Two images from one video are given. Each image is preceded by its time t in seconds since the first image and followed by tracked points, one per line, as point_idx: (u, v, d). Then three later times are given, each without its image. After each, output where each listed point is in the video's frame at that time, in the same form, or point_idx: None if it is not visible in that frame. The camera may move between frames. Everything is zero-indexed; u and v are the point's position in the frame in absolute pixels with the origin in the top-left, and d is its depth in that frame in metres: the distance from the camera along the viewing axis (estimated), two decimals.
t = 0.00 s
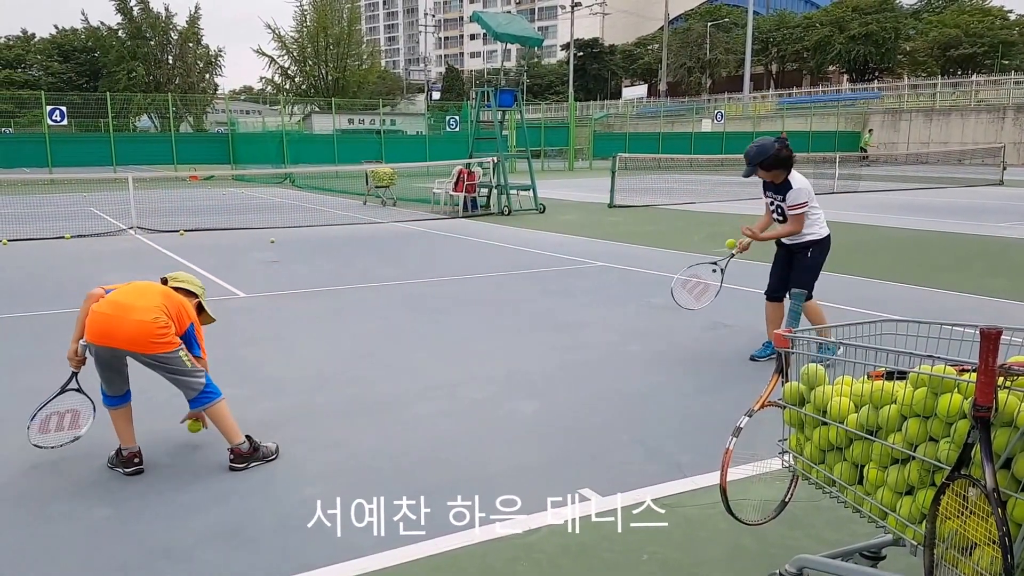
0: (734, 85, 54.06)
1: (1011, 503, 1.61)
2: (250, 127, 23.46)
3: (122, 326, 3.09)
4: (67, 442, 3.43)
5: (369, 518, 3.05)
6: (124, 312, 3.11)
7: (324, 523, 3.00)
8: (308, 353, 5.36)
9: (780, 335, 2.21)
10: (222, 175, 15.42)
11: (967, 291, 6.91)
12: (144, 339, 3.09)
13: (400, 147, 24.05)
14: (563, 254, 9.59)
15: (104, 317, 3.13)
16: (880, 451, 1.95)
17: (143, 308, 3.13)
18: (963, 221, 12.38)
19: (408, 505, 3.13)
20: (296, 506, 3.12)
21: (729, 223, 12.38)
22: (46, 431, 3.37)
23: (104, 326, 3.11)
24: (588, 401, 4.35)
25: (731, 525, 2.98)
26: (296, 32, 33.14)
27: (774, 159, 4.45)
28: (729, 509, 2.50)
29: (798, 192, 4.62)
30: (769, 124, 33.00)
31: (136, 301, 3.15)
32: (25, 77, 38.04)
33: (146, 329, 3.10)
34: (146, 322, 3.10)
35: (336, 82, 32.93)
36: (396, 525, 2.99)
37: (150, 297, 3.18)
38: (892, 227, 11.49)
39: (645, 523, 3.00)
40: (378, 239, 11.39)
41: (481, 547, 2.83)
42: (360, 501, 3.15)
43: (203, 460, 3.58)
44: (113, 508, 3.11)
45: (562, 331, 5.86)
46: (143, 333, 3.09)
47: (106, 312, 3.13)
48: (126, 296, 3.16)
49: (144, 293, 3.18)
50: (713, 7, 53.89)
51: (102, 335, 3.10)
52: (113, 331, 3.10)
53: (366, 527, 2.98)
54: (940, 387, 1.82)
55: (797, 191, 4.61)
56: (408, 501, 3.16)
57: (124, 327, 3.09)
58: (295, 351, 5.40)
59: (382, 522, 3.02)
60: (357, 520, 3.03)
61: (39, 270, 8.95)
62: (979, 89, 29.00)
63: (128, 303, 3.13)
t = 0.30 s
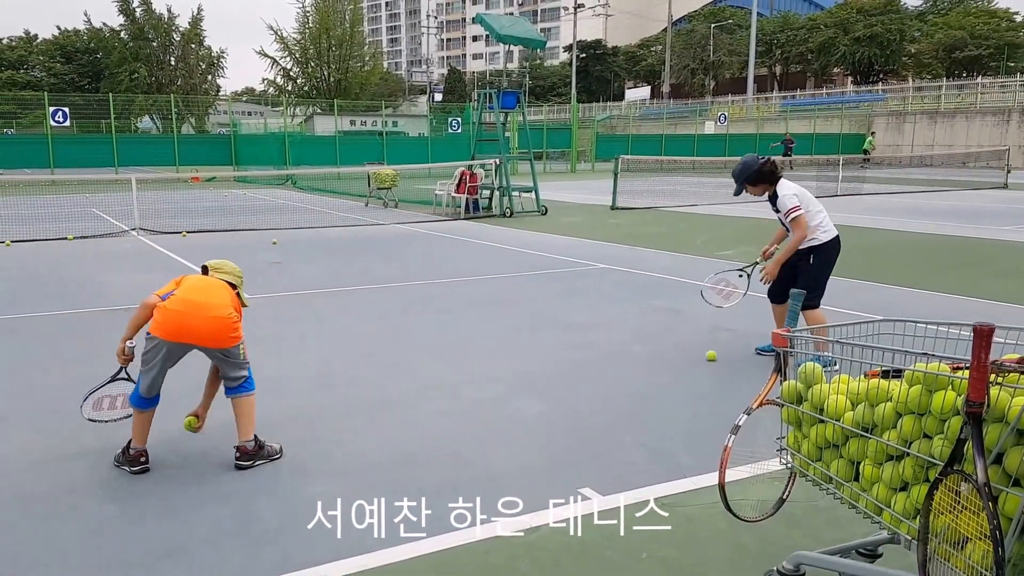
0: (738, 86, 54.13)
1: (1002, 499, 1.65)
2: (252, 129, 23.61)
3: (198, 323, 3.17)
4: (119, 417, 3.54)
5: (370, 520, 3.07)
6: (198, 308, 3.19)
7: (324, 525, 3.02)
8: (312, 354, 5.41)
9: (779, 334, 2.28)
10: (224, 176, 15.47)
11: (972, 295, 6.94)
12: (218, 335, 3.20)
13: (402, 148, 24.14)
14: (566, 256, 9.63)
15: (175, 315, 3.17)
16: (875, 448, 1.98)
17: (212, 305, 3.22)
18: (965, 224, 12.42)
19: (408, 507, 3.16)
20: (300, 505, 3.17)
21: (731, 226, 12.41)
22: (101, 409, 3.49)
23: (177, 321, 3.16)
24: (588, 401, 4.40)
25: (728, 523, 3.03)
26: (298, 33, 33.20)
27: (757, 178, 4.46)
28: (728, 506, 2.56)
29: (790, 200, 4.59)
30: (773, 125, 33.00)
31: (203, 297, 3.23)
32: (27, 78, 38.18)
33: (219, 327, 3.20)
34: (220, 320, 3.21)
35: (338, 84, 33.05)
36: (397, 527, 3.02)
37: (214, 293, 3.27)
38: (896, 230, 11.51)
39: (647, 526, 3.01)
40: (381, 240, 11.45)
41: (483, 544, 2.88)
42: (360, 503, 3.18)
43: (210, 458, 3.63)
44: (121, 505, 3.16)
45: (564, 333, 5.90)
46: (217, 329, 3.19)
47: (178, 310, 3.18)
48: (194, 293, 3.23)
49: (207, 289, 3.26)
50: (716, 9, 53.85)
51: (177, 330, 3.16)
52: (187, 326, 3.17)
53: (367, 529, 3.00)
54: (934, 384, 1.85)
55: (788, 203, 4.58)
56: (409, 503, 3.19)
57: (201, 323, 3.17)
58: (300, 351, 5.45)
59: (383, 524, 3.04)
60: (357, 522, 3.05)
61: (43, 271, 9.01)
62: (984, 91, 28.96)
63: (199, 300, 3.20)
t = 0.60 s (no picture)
0: (746, 91, 54.12)
1: (993, 494, 1.72)
2: (257, 133, 23.94)
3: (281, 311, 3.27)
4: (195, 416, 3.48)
5: (369, 530, 3.08)
6: (277, 290, 3.27)
7: (322, 535, 3.03)
8: (318, 359, 5.47)
9: (780, 335, 2.34)
10: (229, 180, 15.54)
11: (978, 304, 6.97)
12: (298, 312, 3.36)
13: (408, 152, 24.24)
14: (571, 263, 9.69)
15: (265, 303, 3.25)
16: (872, 446, 2.04)
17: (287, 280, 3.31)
18: (973, 232, 12.44)
19: (409, 516, 3.17)
20: (309, 507, 3.24)
21: (737, 233, 12.44)
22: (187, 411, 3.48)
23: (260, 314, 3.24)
24: (591, 406, 4.47)
25: (731, 529, 3.05)
26: (303, 37, 33.32)
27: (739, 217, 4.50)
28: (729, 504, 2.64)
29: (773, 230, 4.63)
30: (782, 131, 32.97)
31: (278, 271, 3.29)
32: (30, 81, 38.40)
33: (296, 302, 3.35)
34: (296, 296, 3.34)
35: (343, 88, 33.18)
36: (397, 537, 3.02)
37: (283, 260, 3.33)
38: (903, 239, 11.52)
39: (655, 540, 2.99)
40: (385, 245, 11.52)
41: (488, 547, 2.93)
42: (360, 512, 3.18)
43: (220, 460, 3.71)
44: (135, 505, 3.25)
45: (568, 339, 5.95)
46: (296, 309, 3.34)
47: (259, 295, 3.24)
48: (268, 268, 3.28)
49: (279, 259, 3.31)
50: (724, 14, 53.79)
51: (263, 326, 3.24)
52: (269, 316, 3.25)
53: (366, 540, 3.00)
54: (928, 382, 1.91)
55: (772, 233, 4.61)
56: (409, 513, 3.19)
57: (279, 309, 3.28)
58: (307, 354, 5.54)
59: (383, 534, 3.04)
60: (357, 532, 3.06)
61: (50, 274, 9.09)
62: (996, 97, 28.87)
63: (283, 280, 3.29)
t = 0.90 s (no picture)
0: (756, 97, 54.09)
1: (986, 493, 1.79)
2: (264, 138, 23.89)
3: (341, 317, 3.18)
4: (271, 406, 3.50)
5: (371, 541, 3.07)
6: (332, 294, 3.16)
7: (324, 546, 3.01)
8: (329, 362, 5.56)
9: (783, 340, 2.40)
10: (236, 186, 15.65)
11: (986, 312, 6.99)
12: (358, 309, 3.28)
13: (416, 157, 24.37)
14: (579, 269, 9.76)
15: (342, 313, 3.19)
16: (872, 447, 2.10)
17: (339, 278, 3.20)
18: (984, 240, 12.44)
19: (412, 528, 3.16)
20: (317, 508, 3.31)
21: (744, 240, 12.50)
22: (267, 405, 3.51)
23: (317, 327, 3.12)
24: (596, 411, 4.53)
25: (737, 533, 3.09)
26: (311, 42, 33.52)
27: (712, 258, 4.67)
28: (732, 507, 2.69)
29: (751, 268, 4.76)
30: (793, 138, 32.97)
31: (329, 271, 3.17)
32: (36, 86, 38.74)
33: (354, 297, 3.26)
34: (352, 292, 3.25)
35: (350, 93, 33.38)
36: (400, 548, 3.02)
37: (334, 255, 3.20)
38: (913, 247, 11.55)
39: (664, 554, 2.95)
40: (392, 250, 11.62)
41: (494, 549, 2.98)
42: (362, 523, 3.18)
43: (231, 462, 3.79)
44: (148, 504, 3.33)
45: (576, 345, 6.03)
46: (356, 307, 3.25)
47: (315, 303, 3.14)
48: (319, 272, 3.15)
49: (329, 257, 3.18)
50: (734, 19, 53.82)
51: (326, 339, 3.14)
52: (330, 328, 3.14)
53: (369, 550, 3.01)
54: (924, 384, 1.97)
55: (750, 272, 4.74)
56: (412, 524, 3.19)
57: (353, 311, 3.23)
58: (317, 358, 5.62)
59: (385, 544, 3.04)
60: (359, 543, 3.05)
61: (61, 279, 9.21)
62: (1010, 103, 28.83)
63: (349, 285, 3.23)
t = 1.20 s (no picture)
0: (767, 103, 54.07)
1: (982, 493, 1.85)
2: (271, 143, 23.95)
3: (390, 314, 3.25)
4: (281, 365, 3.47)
5: (393, 536, 3.14)
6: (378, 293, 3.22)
7: (345, 541, 3.08)
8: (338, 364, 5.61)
9: (783, 344, 2.45)
10: (243, 191, 15.74)
11: (995, 317, 7.01)
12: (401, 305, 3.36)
13: (423, 162, 24.48)
14: (587, 275, 9.81)
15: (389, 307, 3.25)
16: (872, 449, 2.15)
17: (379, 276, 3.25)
18: (994, 247, 12.44)
19: (431, 522, 3.22)
20: (328, 504, 3.38)
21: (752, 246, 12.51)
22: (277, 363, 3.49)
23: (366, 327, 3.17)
24: (603, 412, 4.58)
25: (741, 532, 3.13)
26: (318, 47, 33.63)
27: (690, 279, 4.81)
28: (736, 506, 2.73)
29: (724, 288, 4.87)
30: (804, 144, 32.93)
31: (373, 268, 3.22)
32: (42, 91, 38.98)
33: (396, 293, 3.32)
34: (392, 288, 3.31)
35: (357, 99, 33.55)
36: (420, 543, 3.07)
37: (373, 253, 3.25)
38: (922, 253, 11.55)
39: (685, 549, 3.01)
40: (399, 255, 11.70)
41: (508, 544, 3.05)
42: (383, 519, 3.27)
43: (243, 462, 3.86)
44: (160, 502, 3.40)
45: (583, 348, 6.07)
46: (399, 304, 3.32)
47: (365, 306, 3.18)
48: (365, 270, 3.19)
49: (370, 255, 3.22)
50: (745, 26, 53.82)
51: (380, 337, 3.21)
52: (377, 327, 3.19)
53: (389, 545, 3.06)
54: (922, 386, 2.02)
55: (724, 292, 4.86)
56: (433, 519, 3.26)
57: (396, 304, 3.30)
58: (326, 360, 5.70)
59: (406, 539, 3.10)
60: (380, 538, 3.11)
61: (71, 282, 9.31)
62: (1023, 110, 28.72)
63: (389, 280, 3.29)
